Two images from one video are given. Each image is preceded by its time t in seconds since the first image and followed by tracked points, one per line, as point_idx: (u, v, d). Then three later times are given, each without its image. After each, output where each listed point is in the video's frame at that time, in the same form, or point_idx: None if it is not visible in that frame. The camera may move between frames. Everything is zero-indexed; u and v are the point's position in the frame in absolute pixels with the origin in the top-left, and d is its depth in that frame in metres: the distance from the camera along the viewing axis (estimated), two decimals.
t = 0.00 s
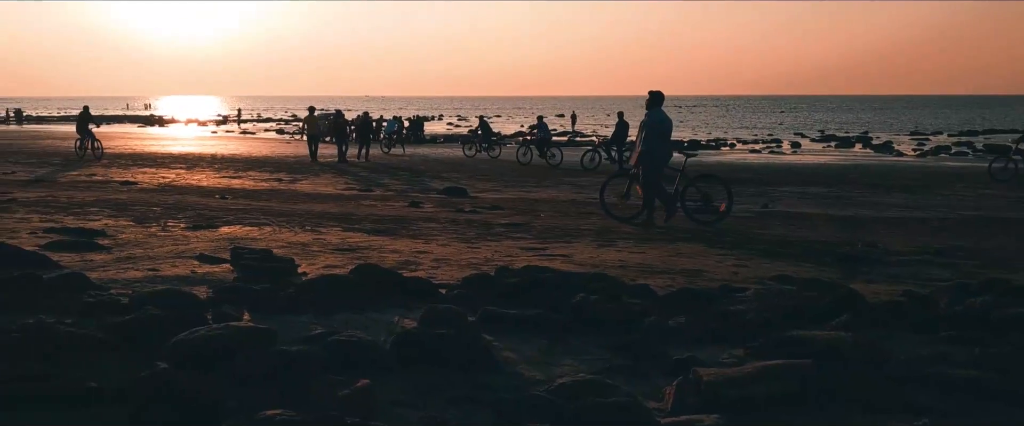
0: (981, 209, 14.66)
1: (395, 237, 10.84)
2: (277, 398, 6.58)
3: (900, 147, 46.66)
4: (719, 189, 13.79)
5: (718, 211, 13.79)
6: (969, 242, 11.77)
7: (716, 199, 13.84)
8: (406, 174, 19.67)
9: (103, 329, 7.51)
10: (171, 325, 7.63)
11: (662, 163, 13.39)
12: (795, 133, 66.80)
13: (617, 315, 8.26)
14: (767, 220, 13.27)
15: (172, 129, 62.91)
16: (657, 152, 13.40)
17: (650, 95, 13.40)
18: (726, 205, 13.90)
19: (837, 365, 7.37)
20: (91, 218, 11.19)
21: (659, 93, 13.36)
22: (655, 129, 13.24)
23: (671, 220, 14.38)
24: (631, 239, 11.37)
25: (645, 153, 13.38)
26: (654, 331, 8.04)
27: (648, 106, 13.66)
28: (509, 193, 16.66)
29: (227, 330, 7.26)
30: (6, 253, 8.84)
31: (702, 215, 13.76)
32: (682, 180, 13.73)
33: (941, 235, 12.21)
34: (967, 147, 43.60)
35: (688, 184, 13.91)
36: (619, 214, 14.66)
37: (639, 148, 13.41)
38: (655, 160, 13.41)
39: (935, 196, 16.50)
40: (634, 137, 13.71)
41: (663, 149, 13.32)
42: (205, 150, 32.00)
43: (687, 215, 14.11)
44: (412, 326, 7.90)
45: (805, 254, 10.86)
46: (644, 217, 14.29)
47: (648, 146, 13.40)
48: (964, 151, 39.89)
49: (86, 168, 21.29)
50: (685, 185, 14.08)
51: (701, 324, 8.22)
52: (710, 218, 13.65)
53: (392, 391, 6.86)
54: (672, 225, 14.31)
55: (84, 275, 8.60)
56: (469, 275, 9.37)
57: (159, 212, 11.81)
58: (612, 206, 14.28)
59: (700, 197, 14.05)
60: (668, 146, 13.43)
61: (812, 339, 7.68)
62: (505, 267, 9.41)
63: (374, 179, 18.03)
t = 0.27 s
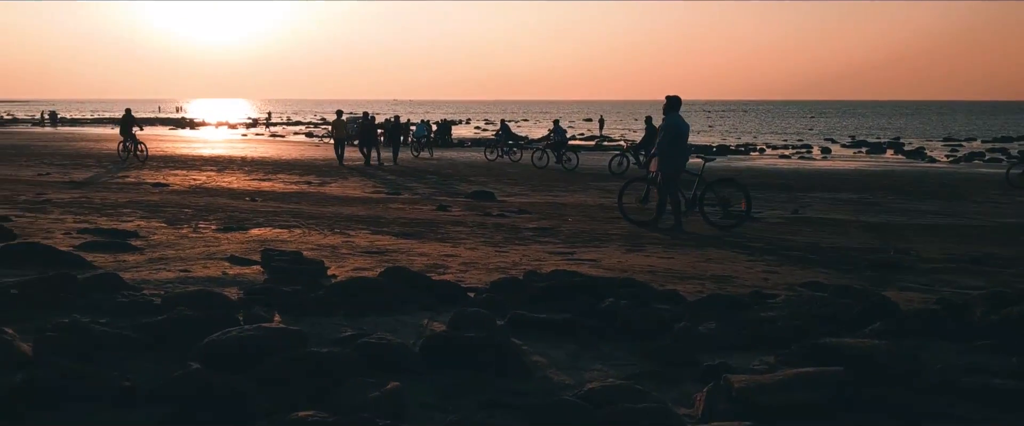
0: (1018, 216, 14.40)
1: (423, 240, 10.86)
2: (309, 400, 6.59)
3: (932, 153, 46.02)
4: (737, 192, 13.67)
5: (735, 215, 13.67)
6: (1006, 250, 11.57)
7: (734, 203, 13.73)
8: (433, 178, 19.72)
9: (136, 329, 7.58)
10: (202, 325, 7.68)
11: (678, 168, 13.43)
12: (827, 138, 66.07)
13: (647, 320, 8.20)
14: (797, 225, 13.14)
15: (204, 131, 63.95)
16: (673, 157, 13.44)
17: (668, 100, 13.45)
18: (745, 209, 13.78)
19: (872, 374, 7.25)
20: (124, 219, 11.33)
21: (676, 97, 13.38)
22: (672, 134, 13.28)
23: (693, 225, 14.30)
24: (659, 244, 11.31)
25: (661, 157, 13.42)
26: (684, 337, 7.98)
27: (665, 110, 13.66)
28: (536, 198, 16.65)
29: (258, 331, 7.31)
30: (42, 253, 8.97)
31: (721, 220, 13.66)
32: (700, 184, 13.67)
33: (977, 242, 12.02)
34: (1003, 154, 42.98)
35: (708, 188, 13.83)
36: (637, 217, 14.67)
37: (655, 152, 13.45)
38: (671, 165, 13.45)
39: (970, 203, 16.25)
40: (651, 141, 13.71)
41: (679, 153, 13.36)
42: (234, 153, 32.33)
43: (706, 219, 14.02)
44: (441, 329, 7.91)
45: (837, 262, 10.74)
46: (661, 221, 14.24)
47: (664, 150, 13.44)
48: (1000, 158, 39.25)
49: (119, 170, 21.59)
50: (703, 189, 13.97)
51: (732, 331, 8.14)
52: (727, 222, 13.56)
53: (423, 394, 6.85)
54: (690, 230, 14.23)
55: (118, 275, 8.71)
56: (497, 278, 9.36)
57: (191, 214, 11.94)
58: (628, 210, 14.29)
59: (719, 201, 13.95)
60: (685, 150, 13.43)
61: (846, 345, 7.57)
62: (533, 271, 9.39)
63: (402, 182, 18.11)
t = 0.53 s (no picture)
0: None
1: (450, 243, 10.87)
2: (338, 402, 6.61)
3: (963, 159, 45.39)
4: (753, 197, 13.57)
5: (752, 219, 13.56)
6: None
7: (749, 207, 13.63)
8: (460, 182, 19.76)
9: (166, 329, 7.66)
10: (232, 326, 7.74)
11: (692, 173, 13.40)
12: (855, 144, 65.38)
13: (675, 324, 8.13)
14: (826, 231, 13.01)
15: (232, 134, 64.62)
16: (688, 162, 13.42)
17: (684, 105, 13.44)
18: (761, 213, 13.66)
19: (904, 382, 7.14)
20: (154, 220, 11.46)
21: (692, 102, 13.34)
22: (687, 139, 13.26)
23: (714, 229, 14.20)
24: (687, 249, 11.24)
25: (675, 162, 13.39)
26: (713, 342, 7.91)
27: (681, 114, 13.62)
28: (562, 202, 16.62)
29: (287, 332, 7.35)
30: (75, 253, 9.09)
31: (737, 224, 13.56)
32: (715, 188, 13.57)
33: (1012, 249, 11.81)
34: None
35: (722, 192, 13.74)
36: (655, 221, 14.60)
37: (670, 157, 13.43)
38: (685, 170, 13.42)
39: (1004, 209, 15.98)
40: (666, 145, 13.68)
41: (694, 159, 13.33)
42: (261, 155, 32.62)
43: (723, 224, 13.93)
44: (468, 332, 7.90)
45: (868, 268, 10.61)
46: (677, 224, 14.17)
47: (680, 155, 13.41)
48: None
49: (149, 172, 21.84)
50: (718, 193, 13.88)
51: (761, 337, 8.06)
52: (742, 227, 13.47)
53: (450, 397, 6.84)
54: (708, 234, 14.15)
55: (149, 276, 8.80)
56: (524, 282, 9.34)
57: (220, 216, 12.05)
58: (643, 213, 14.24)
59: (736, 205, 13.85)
60: (700, 155, 13.39)
61: (878, 352, 7.46)
62: (560, 275, 9.36)
63: (428, 185, 18.16)
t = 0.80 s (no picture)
0: None
1: (476, 246, 10.87)
2: (366, 403, 6.63)
3: (996, 165, 44.63)
4: (768, 202, 13.48)
5: (767, 224, 13.47)
6: None
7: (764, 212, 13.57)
8: (486, 185, 19.78)
9: (196, 329, 7.73)
10: (261, 326, 7.78)
11: (709, 176, 13.32)
12: (885, 149, 64.63)
13: (704, 330, 8.06)
14: (856, 237, 12.85)
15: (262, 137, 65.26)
16: (705, 165, 13.34)
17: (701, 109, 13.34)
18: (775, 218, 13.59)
19: (938, 392, 7.00)
20: (184, 222, 11.58)
21: (709, 105, 13.25)
22: (705, 142, 13.17)
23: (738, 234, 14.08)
24: (714, 254, 11.16)
25: (693, 165, 13.31)
26: (741, 349, 7.82)
27: (697, 117, 13.53)
28: (588, 206, 16.58)
29: (316, 333, 7.39)
30: (106, 253, 9.20)
31: (751, 227, 13.47)
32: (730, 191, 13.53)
33: None
34: None
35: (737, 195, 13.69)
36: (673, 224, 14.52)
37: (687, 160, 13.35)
38: (702, 173, 13.35)
39: None
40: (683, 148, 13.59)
41: (711, 162, 13.25)
42: (289, 158, 32.87)
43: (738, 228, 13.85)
44: (494, 335, 7.89)
45: (899, 275, 10.46)
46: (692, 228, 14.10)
47: (696, 158, 13.33)
48: None
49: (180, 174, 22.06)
50: (733, 197, 13.79)
51: (791, 344, 7.96)
52: (757, 232, 13.37)
53: (477, 400, 6.83)
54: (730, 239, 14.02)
55: (179, 277, 8.88)
56: (550, 286, 9.31)
57: (248, 217, 12.14)
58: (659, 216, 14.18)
59: (750, 210, 13.77)
60: (717, 159, 13.30)
61: (912, 359, 7.33)
62: (587, 279, 9.32)
63: (454, 189, 18.20)
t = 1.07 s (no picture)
0: None
1: (502, 250, 10.87)
2: (393, 406, 6.64)
3: None
4: (783, 208, 13.56)
5: (782, 229, 13.52)
6: None
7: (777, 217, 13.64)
8: (510, 189, 19.78)
9: (225, 332, 7.79)
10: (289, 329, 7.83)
11: (724, 181, 13.24)
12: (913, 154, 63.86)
13: (732, 335, 8.00)
14: (885, 243, 12.70)
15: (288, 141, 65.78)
16: (719, 169, 13.23)
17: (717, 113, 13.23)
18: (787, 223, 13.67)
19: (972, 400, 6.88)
20: (213, 224, 11.68)
21: (725, 109, 13.12)
22: (720, 147, 13.08)
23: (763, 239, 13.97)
24: (741, 259, 11.08)
25: (707, 170, 13.20)
26: (770, 355, 7.74)
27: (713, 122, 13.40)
28: (613, 210, 16.52)
29: (343, 336, 7.43)
30: (136, 256, 9.30)
31: (764, 231, 13.51)
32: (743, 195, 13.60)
33: None
34: None
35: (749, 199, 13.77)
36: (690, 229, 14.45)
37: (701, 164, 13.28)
38: (717, 178, 13.27)
39: None
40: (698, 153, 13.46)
41: (726, 167, 13.17)
42: (314, 162, 33.09)
43: (751, 233, 13.88)
44: (521, 339, 7.88)
45: (929, 281, 10.33)
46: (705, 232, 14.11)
47: (712, 163, 13.20)
48: None
49: (207, 177, 22.27)
50: (747, 202, 13.81)
51: (820, 350, 7.88)
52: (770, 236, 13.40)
53: (504, 404, 6.82)
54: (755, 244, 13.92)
55: (208, 279, 8.95)
56: (576, 290, 9.28)
57: (276, 220, 12.22)
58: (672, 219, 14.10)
59: (764, 215, 13.82)
60: (733, 164, 13.17)
61: (944, 367, 7.21)
62: (613, 284, 9.29)
63: (479, 192, 18.23)
